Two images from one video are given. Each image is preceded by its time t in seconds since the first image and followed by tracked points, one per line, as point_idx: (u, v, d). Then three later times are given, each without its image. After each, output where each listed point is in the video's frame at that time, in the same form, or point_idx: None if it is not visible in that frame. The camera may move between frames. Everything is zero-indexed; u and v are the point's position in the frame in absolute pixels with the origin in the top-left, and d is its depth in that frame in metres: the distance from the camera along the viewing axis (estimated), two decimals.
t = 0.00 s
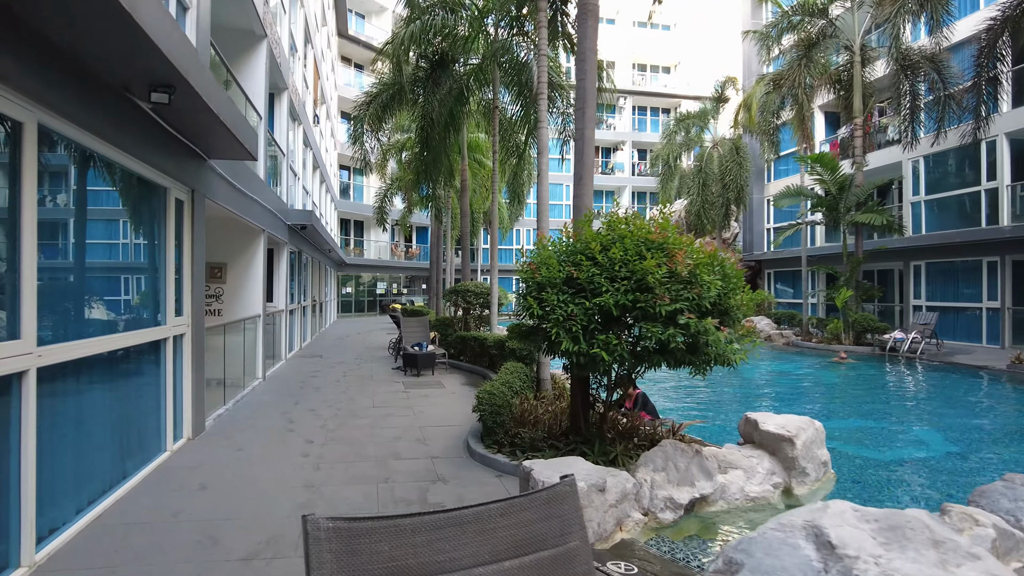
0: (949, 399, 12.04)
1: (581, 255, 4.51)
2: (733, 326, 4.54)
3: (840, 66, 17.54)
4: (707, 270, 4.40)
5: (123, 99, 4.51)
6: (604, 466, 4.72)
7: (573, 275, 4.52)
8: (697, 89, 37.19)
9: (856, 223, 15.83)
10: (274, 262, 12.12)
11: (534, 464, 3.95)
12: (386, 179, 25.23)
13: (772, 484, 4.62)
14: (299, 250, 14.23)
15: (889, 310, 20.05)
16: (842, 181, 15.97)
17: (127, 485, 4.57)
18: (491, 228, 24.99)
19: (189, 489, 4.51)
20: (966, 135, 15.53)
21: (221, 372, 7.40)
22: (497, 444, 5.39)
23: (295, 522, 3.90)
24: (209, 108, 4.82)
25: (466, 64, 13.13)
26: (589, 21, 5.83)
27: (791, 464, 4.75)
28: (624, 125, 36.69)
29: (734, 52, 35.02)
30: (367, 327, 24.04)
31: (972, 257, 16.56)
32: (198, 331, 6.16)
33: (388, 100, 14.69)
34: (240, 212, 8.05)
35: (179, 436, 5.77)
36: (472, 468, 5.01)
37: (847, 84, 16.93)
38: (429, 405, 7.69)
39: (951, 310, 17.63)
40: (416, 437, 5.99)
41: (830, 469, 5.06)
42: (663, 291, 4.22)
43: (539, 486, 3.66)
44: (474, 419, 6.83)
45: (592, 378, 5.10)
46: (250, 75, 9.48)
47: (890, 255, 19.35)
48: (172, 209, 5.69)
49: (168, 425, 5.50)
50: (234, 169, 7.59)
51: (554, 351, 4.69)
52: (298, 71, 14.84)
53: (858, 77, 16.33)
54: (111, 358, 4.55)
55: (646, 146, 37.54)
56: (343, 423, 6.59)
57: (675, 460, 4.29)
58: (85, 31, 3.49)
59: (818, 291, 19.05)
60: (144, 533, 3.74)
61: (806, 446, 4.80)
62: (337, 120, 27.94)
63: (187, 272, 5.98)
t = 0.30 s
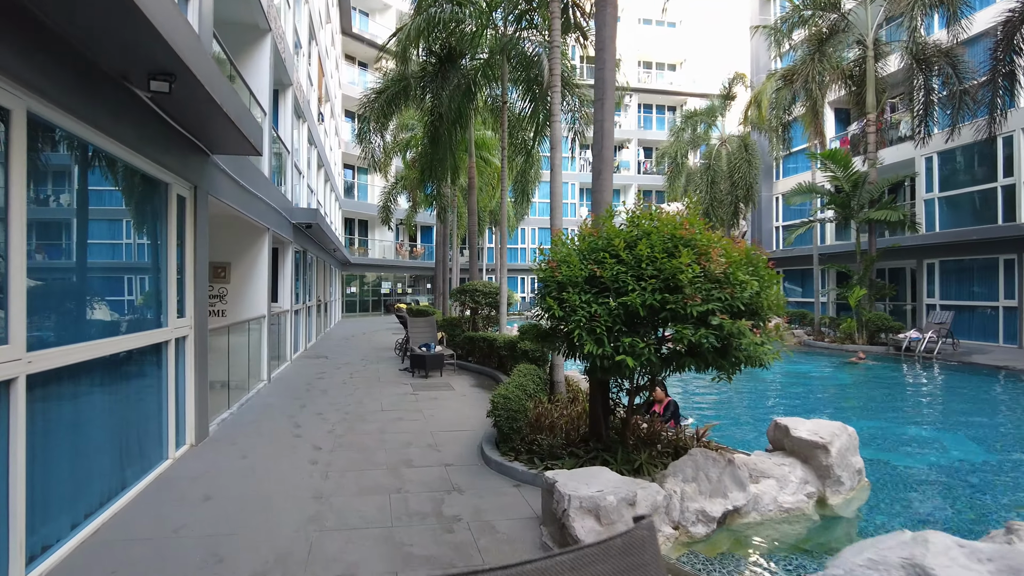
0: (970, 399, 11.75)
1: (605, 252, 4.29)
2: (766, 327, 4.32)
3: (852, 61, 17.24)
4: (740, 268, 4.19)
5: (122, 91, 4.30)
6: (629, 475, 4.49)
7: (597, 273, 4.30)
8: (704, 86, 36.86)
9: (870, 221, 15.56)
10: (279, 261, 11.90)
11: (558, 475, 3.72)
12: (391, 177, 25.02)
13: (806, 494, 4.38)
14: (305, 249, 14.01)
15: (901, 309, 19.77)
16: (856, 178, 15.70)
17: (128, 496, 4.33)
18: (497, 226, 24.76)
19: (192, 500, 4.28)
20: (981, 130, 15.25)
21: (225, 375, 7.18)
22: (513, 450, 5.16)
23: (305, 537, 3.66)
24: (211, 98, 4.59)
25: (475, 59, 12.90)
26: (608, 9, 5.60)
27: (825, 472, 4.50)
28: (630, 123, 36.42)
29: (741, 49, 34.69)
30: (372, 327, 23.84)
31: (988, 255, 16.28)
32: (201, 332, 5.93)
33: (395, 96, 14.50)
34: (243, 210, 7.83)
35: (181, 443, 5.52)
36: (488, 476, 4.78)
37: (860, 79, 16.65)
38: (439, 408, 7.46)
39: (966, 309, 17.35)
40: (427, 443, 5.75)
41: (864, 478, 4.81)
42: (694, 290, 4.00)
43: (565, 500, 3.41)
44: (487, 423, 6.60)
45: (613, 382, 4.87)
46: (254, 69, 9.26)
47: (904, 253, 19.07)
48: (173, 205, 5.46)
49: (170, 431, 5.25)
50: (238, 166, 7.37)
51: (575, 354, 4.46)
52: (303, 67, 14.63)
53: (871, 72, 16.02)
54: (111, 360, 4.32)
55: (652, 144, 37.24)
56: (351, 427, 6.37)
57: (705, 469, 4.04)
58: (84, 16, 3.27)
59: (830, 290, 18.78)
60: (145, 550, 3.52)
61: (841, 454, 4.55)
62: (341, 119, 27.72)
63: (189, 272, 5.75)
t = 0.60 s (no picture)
0: (986, 399, 11.52)
1: (624, 253, 4.07)
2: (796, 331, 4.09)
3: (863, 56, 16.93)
4: (768, 269, 3.96)
5: (120, 84, 4.12)
6: (649, 486, 4.28)
7: (615, 274, 4.08)
8: (709, 83, 36.57)
9: (882, 219, 15.28)
10: (281, 261, 11.70)
11: (578, 488, 3.50)
12: (394, 176, 24.79)
13: (836, 505, 4.15)
14: (307, 248, 13.81)
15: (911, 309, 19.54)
16: (867, 175, 15.41)
17: (122, 508, 4.09)
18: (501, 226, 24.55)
19: (190, 513, 4.07)
20: (996, 126, 14.99)
21: (226, 377, 6.99)
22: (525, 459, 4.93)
23: (308, 554, 3.44)
24: (212, 91, 4.40)
25: (480, 54, 12.68)
26: None
27: (856, 483, 4.27)
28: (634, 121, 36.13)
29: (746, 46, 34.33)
30: (375, 326, 23.64)
31: (1001, 253, 16.04)
32: (201, 333, 5.71)
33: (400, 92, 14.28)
34: (244, 208, 7.62)
35: (180, 450, 5.30)
36: (501, 486, 4.55)
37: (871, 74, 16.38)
38: (446, 412, 7.24)
39: (979, 309, 17.09)
40: (435, 449, 5.53)
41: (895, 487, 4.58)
42: (720, 292, 3.78)
43: (587, 517, 3.20)
44: (497, 428, 6.38)
45: (629, 388, 4.66)
46: (256, 65, 9.03)
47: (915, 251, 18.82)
48: (172, 202, 5.25)
49: (168, 438, 5.01)
50: (239, 163, 7.16)
51: (593, 359, 4.24)
52: (305, 63, 14.41)
53: (883, 67, 15.73)
54: (108, 362, 4.10)
55: (656, 142, 36.95)
56: (356, 433, 6.15)
57: (732, 482, 3.83)
58: (77, 5, 3.11)
59: (839, 289, 18.53)
60: (138, 568, 3.31)
61: (872, 463, 4.31)
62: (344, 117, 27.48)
63: (189, 272, 5.54)
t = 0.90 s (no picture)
0: (1001, 399, 11.32)
1: (642, 248, 3.86)
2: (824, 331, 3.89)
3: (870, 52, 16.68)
4: (795, 266, 3.75)
5: (115, 75, 3.95)
6: (669, 493, 4.09)
7: (632, 271, 3.86)
8: (712, 82, 36.33)
9: (891, 217, 15.05)
10: (282, 260, 11.50)
11: (597, 498, 3.30)
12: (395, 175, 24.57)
13: (865, 513, 3.95)
14: (308, 247, 13.61)
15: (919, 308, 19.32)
16: (875, 172, 15.16)
17: (113, 517, 3.89)
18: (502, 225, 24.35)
19: (185, 523, 3.86)
20: (1007, 122, 14.78)
21: (225, 378, 6.79)
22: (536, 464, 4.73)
23: (311, 568, 3.24)
24: (209, 80, 4.22)
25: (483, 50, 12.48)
26: None
27: (886, 489, 4.06)
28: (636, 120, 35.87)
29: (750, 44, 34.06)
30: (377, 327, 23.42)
31: (1011, 252, 15.84)
32: (198, 333, 5.51)
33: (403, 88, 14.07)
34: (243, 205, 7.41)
35: (177, 454, 5.10)
36: (512, 493, 4.34)
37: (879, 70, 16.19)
38: (452, 414, 7.03)
39: (988, 308, 16.89)
40: (441, 454, 5.32)
41: (924, 493, 4.37)
42: (745, 290, 3.57)
43: (609, 529, 3.00)
44: (505, 431, 6.17)
45: (644, 392, 4.45)
46: (256, 60, 8.84)
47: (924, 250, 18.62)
48: (169, 198, 5.05)
49: (164, 442, 4.81)
50: (237, 159, 6.96)
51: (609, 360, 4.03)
52: (305, 60, 14.20)
53: (891, 63, 15.49)
54: (103, 362, 3.92)
55: (659, 141, 36.69)
56: (359, 436, 5.94)
57: (759, 489, 3.62)
58: None
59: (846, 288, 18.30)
60: None
61: (902, 468, 4.11)
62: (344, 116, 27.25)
63: (186, 271, 5.34)
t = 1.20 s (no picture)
0: (1003, 401, 11.27)
1: (664, 250, 3.69)
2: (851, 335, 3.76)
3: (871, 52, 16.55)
4: (823, 269, 3.61)
5: (107, 65, 3.72)
6: (688, 508, 3.92)
7: (653, 274, 3.69)
8: (707, 83, 36.18)
9: (892, 218, 14.93)
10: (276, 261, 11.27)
11: (620, 517, 3.12)
12: (390, 175, 24.31)
13: (894, 528, 3.77)
14: (303, 247, 13.37)
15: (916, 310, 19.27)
16: (875, 173, 15.03)
17: (101, 537, 3.66)
18: (498, 227, 24.13)
19: (179, 542, 3.64)
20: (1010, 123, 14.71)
21: (219, 383, 6.56)
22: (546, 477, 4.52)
23: None
24: (206, 75, 4.01)
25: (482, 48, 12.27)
26: None
27: (915, 503, 3.88)
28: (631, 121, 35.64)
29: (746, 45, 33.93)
30: (370, 328, 23.16)
31: (1010, 254, 15.82)
32: (192, 337, 5.27)
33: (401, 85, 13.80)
34: (239, 205, 7.19)
35: (168, 465, 4.86)
36: (523, 508, 4.14)
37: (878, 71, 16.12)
38: (454, 420, 6.82)
39: (986, 310, 16.85)
40: (446, 464, 5.11)
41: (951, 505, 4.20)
42: (774, 295, 3.43)
43: (636, 552, 2.82)
44: (510, 439, 5.97)
45: (660, 400, 4.28)
46: (251, 54, 8.59)
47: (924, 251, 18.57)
48: (161, 195, 4.81)
49: (155, 453, 4.57)
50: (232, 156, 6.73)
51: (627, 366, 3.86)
52: (300, 57, 13.95)
53: (892, 63, 15.37)
54: (92, 369, 3.68)
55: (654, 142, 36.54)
56: (359, 445, 5.73)
57: (790, 505, 3.44)
58: None
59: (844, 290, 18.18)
60: None
61: (932, 481, 3.93)
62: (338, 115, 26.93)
63: (179, 274, 5.11)
